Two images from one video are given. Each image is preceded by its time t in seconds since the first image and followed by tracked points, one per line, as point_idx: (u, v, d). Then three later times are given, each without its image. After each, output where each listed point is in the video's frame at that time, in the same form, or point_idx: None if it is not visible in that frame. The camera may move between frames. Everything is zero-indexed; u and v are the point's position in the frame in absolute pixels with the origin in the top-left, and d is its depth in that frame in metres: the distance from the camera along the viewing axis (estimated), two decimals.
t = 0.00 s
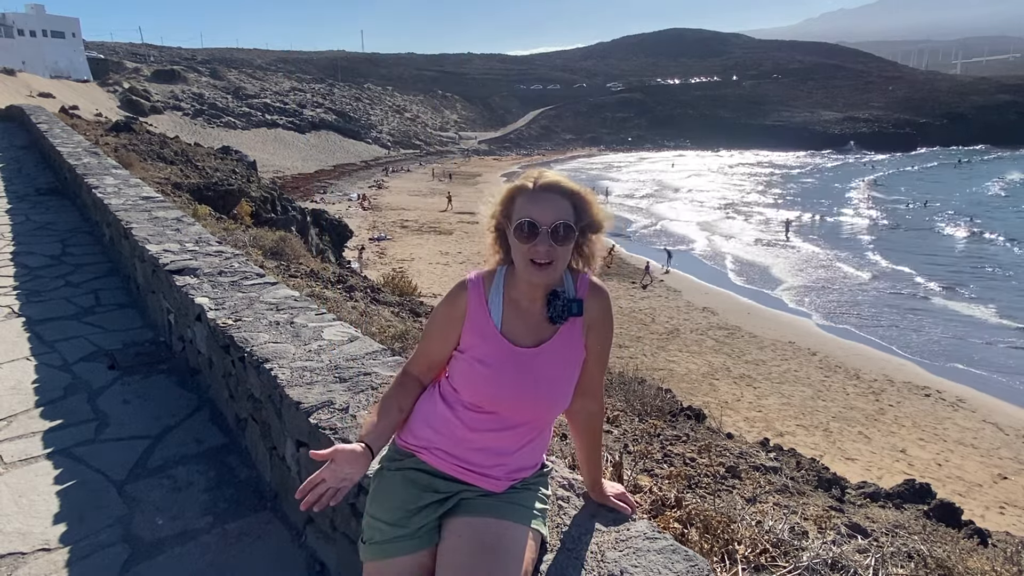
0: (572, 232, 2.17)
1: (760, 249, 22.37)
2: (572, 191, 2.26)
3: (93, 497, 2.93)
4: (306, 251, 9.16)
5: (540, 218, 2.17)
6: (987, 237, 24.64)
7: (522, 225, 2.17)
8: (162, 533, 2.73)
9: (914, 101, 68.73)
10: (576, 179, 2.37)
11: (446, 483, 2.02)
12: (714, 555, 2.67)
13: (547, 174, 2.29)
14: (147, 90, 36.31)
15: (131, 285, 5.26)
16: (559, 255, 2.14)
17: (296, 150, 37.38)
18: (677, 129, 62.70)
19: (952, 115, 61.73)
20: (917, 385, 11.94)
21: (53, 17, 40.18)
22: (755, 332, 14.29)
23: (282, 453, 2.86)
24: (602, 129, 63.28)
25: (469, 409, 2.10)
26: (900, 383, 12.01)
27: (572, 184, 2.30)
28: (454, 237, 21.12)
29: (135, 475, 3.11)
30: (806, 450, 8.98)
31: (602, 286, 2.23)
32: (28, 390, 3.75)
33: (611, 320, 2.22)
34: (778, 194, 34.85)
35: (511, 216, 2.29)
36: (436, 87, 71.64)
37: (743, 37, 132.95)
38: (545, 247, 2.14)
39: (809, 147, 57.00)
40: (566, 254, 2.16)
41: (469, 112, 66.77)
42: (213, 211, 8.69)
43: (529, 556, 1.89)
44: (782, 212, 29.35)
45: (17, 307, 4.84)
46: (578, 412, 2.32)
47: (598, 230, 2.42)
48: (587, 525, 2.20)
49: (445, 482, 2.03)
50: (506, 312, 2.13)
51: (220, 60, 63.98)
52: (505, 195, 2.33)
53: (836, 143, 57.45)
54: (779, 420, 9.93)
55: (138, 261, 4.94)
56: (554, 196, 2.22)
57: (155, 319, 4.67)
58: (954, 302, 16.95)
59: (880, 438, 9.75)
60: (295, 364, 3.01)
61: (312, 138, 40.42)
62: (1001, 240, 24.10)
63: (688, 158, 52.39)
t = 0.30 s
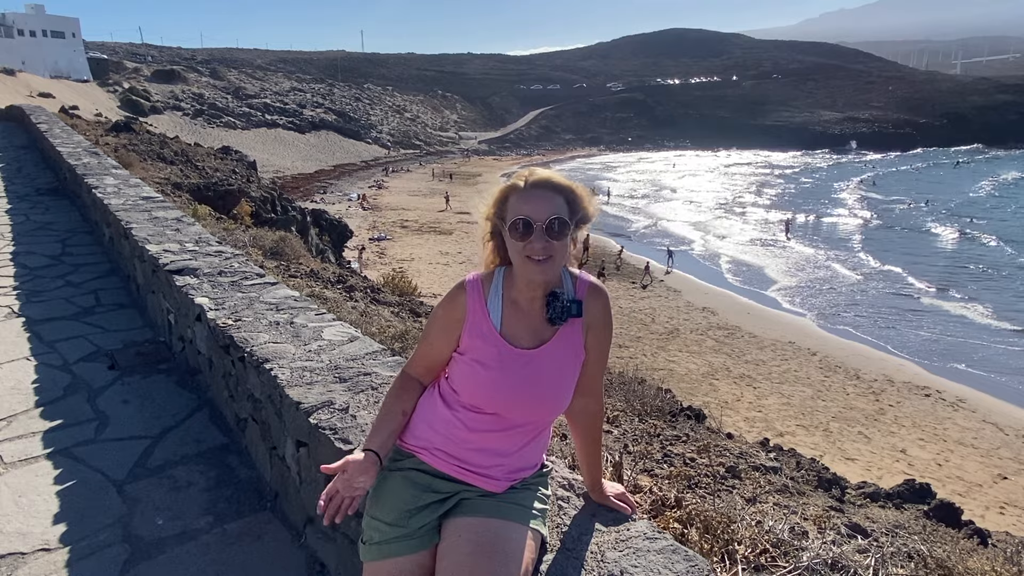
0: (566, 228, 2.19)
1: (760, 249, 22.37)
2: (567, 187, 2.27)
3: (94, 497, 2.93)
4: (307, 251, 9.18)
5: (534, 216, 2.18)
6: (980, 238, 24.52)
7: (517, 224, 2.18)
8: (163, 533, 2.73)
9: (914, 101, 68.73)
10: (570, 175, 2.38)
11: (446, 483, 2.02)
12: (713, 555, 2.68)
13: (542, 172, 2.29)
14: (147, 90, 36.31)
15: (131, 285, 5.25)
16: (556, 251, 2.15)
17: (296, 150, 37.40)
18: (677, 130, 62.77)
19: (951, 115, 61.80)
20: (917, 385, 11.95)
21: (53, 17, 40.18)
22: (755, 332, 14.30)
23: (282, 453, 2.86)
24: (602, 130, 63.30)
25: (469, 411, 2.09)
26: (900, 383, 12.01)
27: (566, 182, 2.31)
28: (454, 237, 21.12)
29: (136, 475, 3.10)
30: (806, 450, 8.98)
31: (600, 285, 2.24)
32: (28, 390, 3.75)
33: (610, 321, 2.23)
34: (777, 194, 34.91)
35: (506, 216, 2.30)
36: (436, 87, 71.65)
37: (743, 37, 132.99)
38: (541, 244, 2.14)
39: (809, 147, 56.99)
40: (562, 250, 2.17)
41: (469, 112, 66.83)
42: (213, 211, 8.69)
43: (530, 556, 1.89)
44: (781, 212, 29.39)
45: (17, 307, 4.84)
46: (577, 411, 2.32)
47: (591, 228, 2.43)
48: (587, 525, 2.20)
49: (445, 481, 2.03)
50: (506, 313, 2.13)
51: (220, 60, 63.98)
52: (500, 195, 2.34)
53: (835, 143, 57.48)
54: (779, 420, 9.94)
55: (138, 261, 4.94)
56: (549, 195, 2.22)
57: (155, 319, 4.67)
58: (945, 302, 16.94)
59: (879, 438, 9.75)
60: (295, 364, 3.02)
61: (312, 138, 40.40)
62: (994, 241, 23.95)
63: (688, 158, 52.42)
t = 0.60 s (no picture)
0: (565, 228, 2.19)
1: (761, 249, 22.37)
2: (565, 188, 2.27)
3: (93, 497, 2.93)
4: (307, 251, 9.18)
5: (533, 215, 2.18)
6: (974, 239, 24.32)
7: (515, 223, 2.18)
8: (162, 533, 2.73)
9: (914, 101, 68.72)
10: (568, 177, 2.39)
11: (445, 483, 2.03)
12: (714, 554, 2.68)
13: (540, 172, 2.30)
14: (147, 90, 36.31)
15: (132, 285, 5.26)
16: (555, 250, 2.15)
17: (296, 150, 37.41)
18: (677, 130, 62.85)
19: (951, 115, 61.81)
20: (918, 385, 11.94)
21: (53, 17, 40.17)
22: (755, 332, 14.30)
23: (282, 454, 2.86)
24: (602, 130, 63.35)
25: (469, 411, 2.09)
26: (900, 383, 12.02)
27: (564, 183, 2.31)
28: (454, 237, 21.13)
29: (135, 474, 3.11)
30: (806, 450, 8.98)
31: (600, 285, 2.24)
32: (28, 390, 3.75)
33: (610, 322, 2.22)
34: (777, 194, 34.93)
35: (505, 216, 2.30)
36: (436, 87, 71.70)
37: (743, 37, 133.04)
38: (540, 244, 2.15)
39: (809, 147, 56.99)
40: (562, 249, 2.17)
41: (469, 112, 66.88)
42: (213, 211, 8.69)
43: (529, 556, 1.89)
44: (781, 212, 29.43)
45: (17, 308, 4.84)
46: (577, 411, 2.32)
47: (590, 230, 2.43)
48: (586, 525, 2.21)
49: (444, 482, 2.03)
50: (507, 313, 2.12)
51: (221, 60, 64.00)
52: (499, 195, 2.34)
53: (836, 143, 57.50)
54: (779, 420, 9.94)
55: (138, 261, 4.94)
56: (547, 194, 2.23)
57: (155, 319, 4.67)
58: (939, 303, 16.86)
59: (879, 438, 9.75)
60: (295, 364, 3.02)
61: (312, 138, 40.41)
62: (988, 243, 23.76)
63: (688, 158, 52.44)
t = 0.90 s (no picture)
0: (565, 227, 2.19)
1: (761, 250, 22.38)
2: (563, 188, 2.27)
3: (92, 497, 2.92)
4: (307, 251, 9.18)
5: (532, 215, 2.19)
6: (965, 240, 24.17)
7: (515, 223, 2.19)
8: (162, 535, 2.73)
9: (914, 101, 68.77)
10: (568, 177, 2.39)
11: (446, 484, 2.02)
12: (713, 554, 2.68)
13: (539, 172, 2.30)
14: (147, 90, 36.30)
15: (132, 286, 5.25)
16: (555, 249, 2.15)
17: (296, 150, 37.40)
18: (677, 129, 62.89)
19: (951, 115, 61.84)
20: (917, 385, 11.95)
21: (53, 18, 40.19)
22: (755, 332, 14.30)
23: (282, 453, 2.86)
24: (602, 130, 63.39)
25: (470, 411, 2.09)
26: (900, 383, 12.02)
27: (563, 182, 2.31)
28: (453, 237, 21.13)
29: (136, 475, 3.11)
30: (806, 450, 8.99)
31: (600, 286, 2.24)
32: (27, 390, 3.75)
33: (610, 323, 2.22)
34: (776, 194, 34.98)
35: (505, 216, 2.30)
36: (436, 87, 71.73)
37: (743, 36, 133.16)
38: (539, 242, 2.14)
39: (809, 147, 57.00)
40: (561, 248, 2.17)
41: (469, 112, 66.93)
42: (213, 211, 8.69)
43: (530, 557, 1.89)
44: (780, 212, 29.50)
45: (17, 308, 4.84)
46: (577, 412, 2.32)
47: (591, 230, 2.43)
48: (587, 525, 2.20)
49: (445, 482, 2.03)
50: (507, 314, 2.12)
51: (221, 60, 64.02)
52: (498, 196, 2.34)
53: (835, 142, 57.54)
54: (779, 420, 9.94)
55: (138, 261, 4.94)
56: (546, 194, 2.23)
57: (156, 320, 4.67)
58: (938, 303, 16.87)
59: (880, 438, 9.75)
60: (295, 364, 3.02)
61: (312, 138, 40.41)
62: (979, 245, 23.61)
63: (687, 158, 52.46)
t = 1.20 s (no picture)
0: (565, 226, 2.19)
1: (760, 250, 22.38)
2: (562, 187, 2.28)
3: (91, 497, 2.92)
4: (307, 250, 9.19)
5: (529, 214, 2.19)
6: (953, 241, 24.03)
7: (514, 223, 2.18)
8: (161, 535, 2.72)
9: (914, 101, 68.80)
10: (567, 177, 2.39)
11: (446, 484, 2.02)
12: (713, 555, 2.68)
13: (539, 171, 2.30)
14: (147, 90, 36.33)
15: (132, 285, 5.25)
16: (554, 249, 2.15)
17: (296, 150, 37.41)
18: (677, 129, 62.97)
19: (951, 115, 61.86)
20: (917, 385, 11.95)
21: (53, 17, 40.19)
22: (755, 332, 14.32)
23: (282, 453, 2.86)
24: (602, 130, 63.42)
25: (471, 412, 2.08)
26: (900, 383, 12.02)
27: (563, 181, 2.31)
28: (453, 237, 21.15)
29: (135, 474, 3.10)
30: (806, 450, 8.98)
31: (601, 286, 2.23)
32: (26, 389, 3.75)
33: (611, 324, 2.21)
34: (776, 194, 35.00)
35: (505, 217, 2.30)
36: (436, 87, 71.77)
37: (743, 37, 133.18)
38: (537, 242, 2.15)
39: (809, 147, 56.99)
40: (560, 248, 2.17)
41: (469, 112, 66.97)
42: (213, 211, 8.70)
43: (530, 557, 1.88)
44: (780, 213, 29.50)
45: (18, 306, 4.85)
46: (578, 412, 2.32)
47: (591, 231, 2.42)
48: (587, 525, 2.20)
49: (446, 482, 2.03)
50: (507, 314, 2.11)
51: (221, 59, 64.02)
52: (498, 196, 2.35)
53: (835, 142, 57.54)
54: (779, 420, 9.94)
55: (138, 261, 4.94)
56: (546, 194, 2.23)
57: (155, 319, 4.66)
58: (938, 303, 16.88)
59: (879, 438, 9.75)
60: (295, 364, 3.02)
61: (312, 138, 40.43)
62: (967, 245, 23.46)
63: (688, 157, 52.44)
